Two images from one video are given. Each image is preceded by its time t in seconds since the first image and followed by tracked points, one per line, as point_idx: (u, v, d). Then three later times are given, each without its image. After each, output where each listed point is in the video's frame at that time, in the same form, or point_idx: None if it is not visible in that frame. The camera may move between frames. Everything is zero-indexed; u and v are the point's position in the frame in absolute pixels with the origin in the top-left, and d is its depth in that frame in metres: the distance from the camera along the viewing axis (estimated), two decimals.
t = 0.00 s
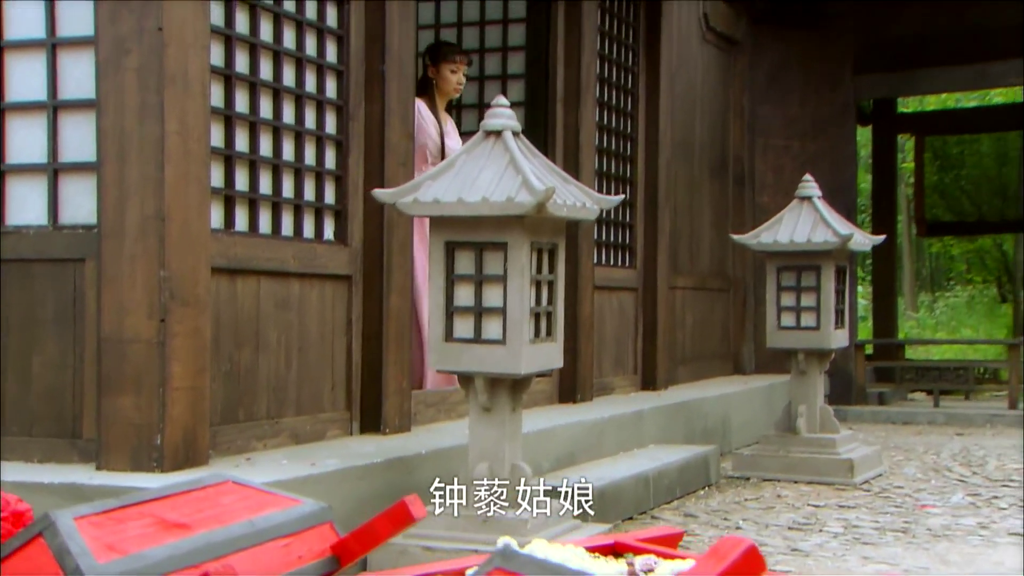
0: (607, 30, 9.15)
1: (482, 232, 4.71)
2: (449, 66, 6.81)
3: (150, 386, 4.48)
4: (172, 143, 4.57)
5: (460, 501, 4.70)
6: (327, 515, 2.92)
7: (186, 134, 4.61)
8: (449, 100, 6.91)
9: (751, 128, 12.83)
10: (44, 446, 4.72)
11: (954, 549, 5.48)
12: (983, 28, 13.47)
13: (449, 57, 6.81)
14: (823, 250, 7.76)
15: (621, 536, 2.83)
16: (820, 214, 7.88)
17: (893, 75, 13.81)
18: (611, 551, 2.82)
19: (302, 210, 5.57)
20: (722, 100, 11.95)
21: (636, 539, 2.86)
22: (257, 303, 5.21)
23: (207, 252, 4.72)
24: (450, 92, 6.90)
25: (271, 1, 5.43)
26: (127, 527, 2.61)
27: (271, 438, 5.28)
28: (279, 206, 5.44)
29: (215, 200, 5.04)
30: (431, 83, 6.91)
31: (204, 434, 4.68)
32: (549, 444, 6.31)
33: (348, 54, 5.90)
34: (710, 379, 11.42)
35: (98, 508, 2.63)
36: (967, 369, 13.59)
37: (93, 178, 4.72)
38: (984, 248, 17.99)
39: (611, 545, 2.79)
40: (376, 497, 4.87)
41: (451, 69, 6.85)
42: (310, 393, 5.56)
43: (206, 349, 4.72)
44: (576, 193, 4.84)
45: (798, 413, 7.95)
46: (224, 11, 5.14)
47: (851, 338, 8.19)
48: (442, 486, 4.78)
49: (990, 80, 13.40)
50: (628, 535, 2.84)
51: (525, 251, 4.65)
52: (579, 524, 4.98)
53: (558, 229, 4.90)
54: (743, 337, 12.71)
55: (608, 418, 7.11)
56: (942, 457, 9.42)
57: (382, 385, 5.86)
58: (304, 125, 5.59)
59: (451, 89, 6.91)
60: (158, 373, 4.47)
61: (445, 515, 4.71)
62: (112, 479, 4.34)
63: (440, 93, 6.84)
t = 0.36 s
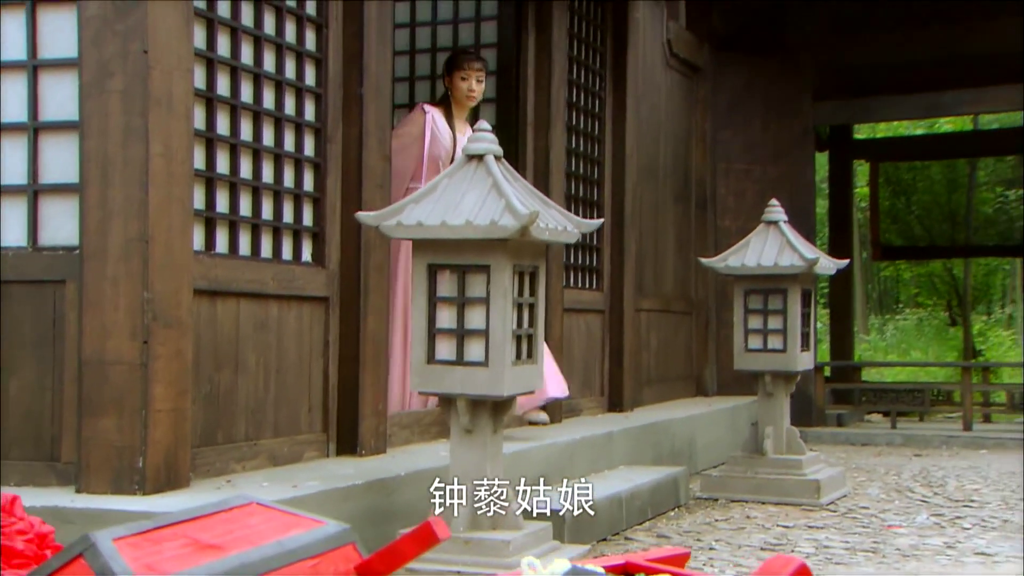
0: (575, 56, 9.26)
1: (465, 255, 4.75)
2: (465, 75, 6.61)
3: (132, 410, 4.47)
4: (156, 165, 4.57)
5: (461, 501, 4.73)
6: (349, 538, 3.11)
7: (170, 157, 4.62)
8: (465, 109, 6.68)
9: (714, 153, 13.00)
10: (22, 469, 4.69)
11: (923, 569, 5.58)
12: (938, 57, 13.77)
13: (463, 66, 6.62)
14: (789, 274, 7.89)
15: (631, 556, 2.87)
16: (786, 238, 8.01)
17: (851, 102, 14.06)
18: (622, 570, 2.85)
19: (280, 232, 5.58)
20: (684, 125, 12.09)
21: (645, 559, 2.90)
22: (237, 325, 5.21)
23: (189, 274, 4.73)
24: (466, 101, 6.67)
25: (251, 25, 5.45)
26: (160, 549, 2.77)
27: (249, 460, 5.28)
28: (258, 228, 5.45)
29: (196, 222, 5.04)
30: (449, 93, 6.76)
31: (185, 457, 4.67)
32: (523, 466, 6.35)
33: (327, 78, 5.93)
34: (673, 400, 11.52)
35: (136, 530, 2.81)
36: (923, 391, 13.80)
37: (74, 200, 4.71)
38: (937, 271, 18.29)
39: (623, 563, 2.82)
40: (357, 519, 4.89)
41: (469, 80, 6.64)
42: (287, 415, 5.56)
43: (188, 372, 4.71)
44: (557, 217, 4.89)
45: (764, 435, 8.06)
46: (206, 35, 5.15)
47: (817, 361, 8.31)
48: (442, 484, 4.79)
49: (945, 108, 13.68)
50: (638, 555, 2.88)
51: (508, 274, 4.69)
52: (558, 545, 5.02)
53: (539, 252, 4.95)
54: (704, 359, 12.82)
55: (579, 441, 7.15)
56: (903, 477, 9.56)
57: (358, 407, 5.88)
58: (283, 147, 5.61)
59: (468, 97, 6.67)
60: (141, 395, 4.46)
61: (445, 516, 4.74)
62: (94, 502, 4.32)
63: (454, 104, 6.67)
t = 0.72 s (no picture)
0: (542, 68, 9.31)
1: (445, 264, 4.77)
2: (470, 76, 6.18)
3: (111, 419, 4.45)
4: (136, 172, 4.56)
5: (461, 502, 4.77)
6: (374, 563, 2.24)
7: (150, 164, 4.61)
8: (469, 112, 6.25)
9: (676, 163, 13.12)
10: None
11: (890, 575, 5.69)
12: (894, 71, 14.00)
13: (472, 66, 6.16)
14: (755, 283, 8.01)
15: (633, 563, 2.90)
16: (752, 249, 8.11)
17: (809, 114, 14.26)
18: None
19: (256, 240, 5.58)
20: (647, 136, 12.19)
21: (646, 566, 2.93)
22: (214, 334, 5.21)
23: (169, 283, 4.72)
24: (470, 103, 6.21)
25: (228, 34, 5.46)
26: (194, 556, 2.41)
27: (226, 468, 5.27)
28: (235, 237, 5.45)
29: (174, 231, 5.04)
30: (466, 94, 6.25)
31: (164, 465, 4.65)
32: (496, 474, 6.38)
33: (302, 86, 5.94)
34: (636, 409, 11.61)
35: (167, 535, 2.45)
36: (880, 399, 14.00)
37: (53, 208, 4.68)
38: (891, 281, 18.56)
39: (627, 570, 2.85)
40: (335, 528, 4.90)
41: (480, 78, 6.16)
42: (263, 423, 5.56)
43: (167, 381, 4.70)
44: (536, 227, 4.91)
45: (730, 442, 8.16)
46: (184, 43, 5.15)
47: (780, 370, 8.42)
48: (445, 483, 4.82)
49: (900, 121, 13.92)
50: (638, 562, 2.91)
51: (488, 283, 4.72)
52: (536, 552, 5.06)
53: (518, 261, 4.97)
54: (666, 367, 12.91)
55: (550, 449, 7.19)
56: (863, 484, 9.71)
57: (333, 416, 5.90)
58: (259, 156, 5.61)
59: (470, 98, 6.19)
60: (120, 405, 4.44)
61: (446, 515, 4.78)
62: (73, 513, 4.29)
63: (466, 106, 6.27)
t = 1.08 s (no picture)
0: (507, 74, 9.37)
1: (424, 270, 4.79)
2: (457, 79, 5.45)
3: (90, 424, 4.43)
4: (115, 177, 4.54)
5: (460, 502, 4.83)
6: None
7: (128, 169, 4.59)
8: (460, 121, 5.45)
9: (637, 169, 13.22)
10: None
11: None
12: (849, 82, 14.24)
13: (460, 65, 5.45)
14: (720, 289, 8.11)
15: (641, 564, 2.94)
16: (716, 255, 8.21)
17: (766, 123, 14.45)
18: None
19: (231, 245, 5.58)
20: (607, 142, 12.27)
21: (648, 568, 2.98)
22: (189, 340, 5.19)
23: (147, 288, 4.71)
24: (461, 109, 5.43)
25: (204, 38, 5.45)
26: (219, 557, 2.24)
27: (200, 474, 5.26)
28: (209, 241, 5.43)
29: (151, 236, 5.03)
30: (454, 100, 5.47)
31: (141, 471, 4.64)
32: (468, 478, 6.40)
33: (276, 91, 5.95)
34: (597, 414, 11.68)
35: (195, 537, 2.27)
36: (835, 404, 14.17)
37: (31, 213, 4.62)
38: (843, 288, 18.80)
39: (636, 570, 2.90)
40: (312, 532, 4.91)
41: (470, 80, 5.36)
42: (236, 429, 5.55)
43: (144, 387, 4.68)
44: (514, 233, 4.94)
45: (695, 447, 8.26)
46: (160, 47, 5.15)
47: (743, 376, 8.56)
48: (443, 484, 4.86)
49: (855, 130, 14.15)
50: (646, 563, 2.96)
51: (467, 289, 4.75)
52: (512, 556, 5.10)
53: (495, 267, 5.00)
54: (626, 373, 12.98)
55: (519, 454, 7.23)
56: (822, 487, 9.84)
57: (305, 420, 5.90)
58: (234, 160, 5.61)
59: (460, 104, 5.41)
60: (99, 410, 4.42)
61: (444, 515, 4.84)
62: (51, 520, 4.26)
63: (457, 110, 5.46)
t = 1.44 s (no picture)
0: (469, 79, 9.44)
1: (399, 274, 4.82)
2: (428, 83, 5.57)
3: (63, 427, 4.40)
4: (90, 178, 4.53)
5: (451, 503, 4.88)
6: None
7: (102, 170, 4.57)
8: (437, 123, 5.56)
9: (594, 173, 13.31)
10: None
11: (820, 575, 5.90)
12: (801, 89, 14.46)
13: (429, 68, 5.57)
14: (681, 293, 8.22)
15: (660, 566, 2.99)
16: (677, 259, 8.31)
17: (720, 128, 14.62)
18: None
19: (201, 248, 5.57)
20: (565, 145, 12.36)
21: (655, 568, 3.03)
22: (160, 342, 5.17)
23: (120, 290, 4.69)
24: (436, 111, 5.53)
25: (174, 40, 5.44)
26: (242, 558, 2.35)
27: (170, 477, 5.24)
28: (180, 243, 5.45)
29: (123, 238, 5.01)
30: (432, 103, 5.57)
31: (114, 473, 4.62)
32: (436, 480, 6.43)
33: (246, 94, 5.94)
34: (555, 416, 11.74)
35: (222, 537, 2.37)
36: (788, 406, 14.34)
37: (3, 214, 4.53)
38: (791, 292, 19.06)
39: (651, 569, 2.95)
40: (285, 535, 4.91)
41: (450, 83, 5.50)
42: (206, 432, 5.54)
43: (117, 390, 4.66)
44: (488, 237, 4.98)
45: (656, 449, 8.36)
46: (132, 49, 5.13)
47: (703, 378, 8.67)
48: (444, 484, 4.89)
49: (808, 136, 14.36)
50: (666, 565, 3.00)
51: (442, 292, 4.78)
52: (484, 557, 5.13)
53: (469, 271, 5.03)
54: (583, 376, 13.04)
55: (485, 456, 7.27)
56: (779, 489, 9.98)
57: (274, 422, 5.89)
58: (204, 162, 5.60)
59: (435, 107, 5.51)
60: (73, 412, 4.40)
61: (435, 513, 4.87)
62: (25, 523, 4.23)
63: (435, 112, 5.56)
